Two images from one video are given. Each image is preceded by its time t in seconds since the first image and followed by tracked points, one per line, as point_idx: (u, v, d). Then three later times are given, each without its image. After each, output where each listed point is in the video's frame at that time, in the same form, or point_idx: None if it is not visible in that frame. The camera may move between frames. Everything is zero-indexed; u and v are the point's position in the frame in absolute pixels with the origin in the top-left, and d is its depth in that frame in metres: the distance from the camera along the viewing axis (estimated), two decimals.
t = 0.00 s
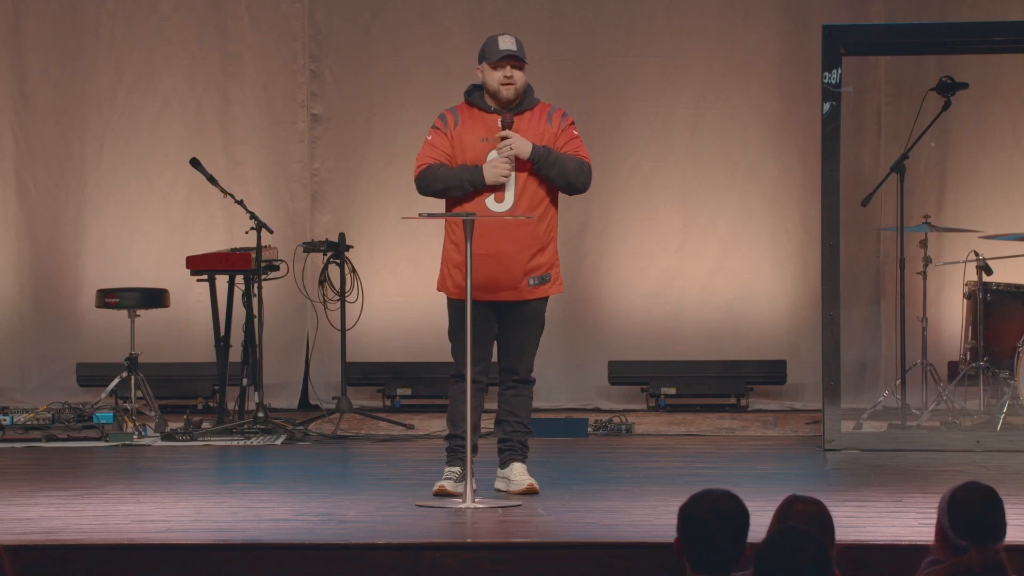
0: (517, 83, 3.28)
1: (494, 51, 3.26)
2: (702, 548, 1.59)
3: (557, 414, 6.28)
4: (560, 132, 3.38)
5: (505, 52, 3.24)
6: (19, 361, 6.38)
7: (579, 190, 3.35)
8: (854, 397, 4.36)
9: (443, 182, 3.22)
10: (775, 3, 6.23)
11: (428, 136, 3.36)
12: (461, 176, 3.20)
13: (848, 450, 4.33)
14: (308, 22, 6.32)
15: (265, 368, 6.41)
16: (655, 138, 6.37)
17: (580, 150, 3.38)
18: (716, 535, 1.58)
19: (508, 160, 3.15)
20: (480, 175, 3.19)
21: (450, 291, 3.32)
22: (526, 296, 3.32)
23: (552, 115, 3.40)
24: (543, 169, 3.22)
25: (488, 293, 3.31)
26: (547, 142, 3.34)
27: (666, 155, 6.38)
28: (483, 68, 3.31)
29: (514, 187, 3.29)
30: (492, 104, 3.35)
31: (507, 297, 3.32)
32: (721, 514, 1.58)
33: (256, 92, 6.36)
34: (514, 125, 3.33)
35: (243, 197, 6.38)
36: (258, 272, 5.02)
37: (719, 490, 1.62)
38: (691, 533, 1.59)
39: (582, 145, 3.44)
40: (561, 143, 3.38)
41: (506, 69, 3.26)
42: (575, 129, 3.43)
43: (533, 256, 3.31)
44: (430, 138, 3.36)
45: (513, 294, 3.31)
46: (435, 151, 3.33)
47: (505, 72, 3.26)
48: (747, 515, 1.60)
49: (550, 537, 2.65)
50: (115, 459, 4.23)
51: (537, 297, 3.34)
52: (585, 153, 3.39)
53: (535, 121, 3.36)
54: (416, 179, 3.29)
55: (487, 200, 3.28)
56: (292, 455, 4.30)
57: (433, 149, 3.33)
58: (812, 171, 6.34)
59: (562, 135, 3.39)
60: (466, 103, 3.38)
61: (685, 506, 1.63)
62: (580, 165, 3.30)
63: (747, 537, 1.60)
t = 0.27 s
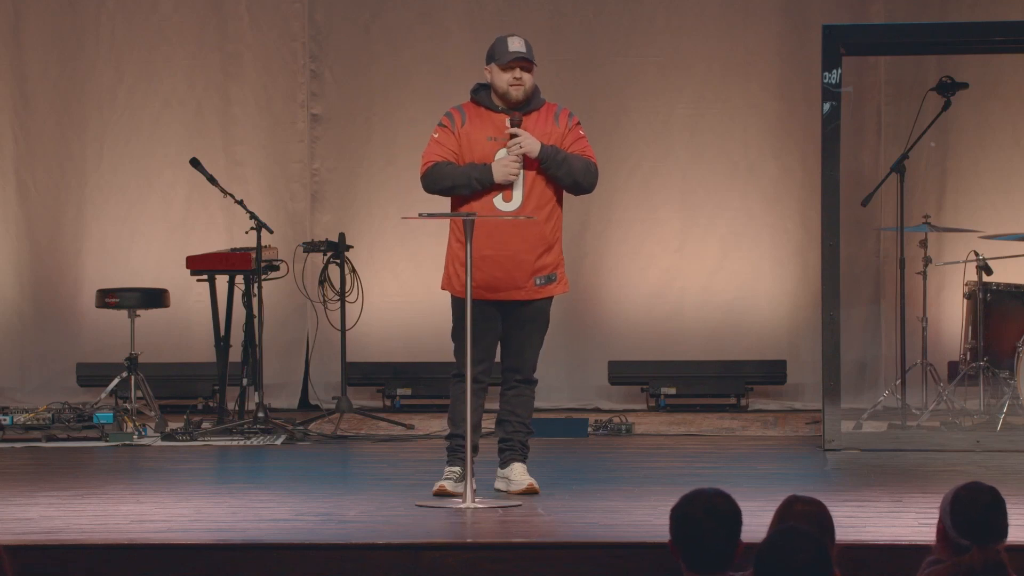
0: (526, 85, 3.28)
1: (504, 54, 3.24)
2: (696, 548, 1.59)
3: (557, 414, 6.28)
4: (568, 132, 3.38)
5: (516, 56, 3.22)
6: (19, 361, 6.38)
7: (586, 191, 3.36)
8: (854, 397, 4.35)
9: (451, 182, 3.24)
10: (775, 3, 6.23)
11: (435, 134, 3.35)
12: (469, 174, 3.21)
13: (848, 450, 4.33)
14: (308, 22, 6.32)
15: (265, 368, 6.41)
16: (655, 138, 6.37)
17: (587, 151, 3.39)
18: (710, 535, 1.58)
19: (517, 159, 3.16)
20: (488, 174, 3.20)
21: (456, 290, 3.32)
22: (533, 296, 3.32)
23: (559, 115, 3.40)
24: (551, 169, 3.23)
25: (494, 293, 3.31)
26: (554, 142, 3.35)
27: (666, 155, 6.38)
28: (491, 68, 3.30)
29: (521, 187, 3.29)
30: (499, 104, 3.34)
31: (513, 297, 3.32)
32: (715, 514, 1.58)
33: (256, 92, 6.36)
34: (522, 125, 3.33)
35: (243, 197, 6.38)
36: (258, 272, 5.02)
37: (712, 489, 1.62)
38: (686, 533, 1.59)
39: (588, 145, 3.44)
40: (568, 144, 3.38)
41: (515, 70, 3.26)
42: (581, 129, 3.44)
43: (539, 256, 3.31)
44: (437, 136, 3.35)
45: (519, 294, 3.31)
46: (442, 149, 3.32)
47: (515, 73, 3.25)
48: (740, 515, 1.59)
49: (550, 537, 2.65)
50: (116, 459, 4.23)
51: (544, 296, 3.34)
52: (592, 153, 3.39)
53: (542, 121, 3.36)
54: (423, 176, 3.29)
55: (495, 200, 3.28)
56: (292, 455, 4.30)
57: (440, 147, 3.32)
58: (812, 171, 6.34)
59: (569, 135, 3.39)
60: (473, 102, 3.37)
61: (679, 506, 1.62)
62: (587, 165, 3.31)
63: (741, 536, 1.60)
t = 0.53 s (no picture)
0: (529, 82, 3.28)
1: (505, 52, 3.25)
2: (699, 548, 1.59)
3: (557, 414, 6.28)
4: (572, 136, 3.39)
5: (517, 52, 3.24)
6: (19, 361, 6.39)
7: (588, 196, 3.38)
8: (854, 397, 4.35)
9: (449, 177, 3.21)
10: (775, 3, 6.23)
11: (439, 133, 3.33)
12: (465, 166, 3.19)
13: (847, 450, 4.33)
14: (308, 22, 6.33)
15: (265, 369, 6.41)
16: (655, 138, 6.37)
17: (590, 156, 3.41)
18: (714, 536, 1.58)
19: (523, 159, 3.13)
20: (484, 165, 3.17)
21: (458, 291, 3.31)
22: (534, 299, 3.32)
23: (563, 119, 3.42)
24: (557, 170, 3.25)
25: (496, 295, 3.31)
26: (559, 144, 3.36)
27: (666, 155, 6.38)
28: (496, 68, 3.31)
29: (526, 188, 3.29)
30: (504, 104, 3.35)
31: (515, 299, 3.31)
32: (720, 514, 1.58)
33: (256, 92, 6.36)
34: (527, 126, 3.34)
35: (243, 197, 6.39)
36: (258, 272, 5.02)
37: (718, 490, 1.62)
38: (690, 532, 1.58)
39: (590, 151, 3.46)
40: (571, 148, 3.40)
41: (517, 68, 3.26)
42: (585, 136, 3.45)
43: (543, 259, 3.31)
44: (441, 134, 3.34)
45: (521, 297, 3.31)
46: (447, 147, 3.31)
47: (517, 70, 3.26)
48: (745, 515, 1.59)
49: (549, 537, 2.65)
50: (116, 459, 4.23)
51: (545, 300, 3.35)
52: (594, 159, 3.41)
53: (547, 123, 3.37)
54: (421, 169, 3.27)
55: (499, 201, 3.28)
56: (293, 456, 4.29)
57: (445, 145, 3.30)
58: (812, 171, 6.34)
59: (573, 139, 3.40)
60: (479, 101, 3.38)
61: (683, 506, 1.62)
62: (591, 170, 3.33)
63: (746, 538, 1.60)
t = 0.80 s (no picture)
0: (528, 82, 3.29)
1: (505, 51, 3.26)
2: (702, 547, 1.58)
3: (557, 414, 6.28)
4: (571, 138, 3.38)
5: (516, 52, 3.24)
6: (19, 361, 6.38)
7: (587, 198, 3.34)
8: (854, 397, 4.35)
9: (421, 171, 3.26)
10: (775, 3, 6.23)
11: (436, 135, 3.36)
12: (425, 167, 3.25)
13: (848, 450, 4.32)
14: (308, 22, 6.32)
15: (265, 369, 6.41)
16: (655, 138, 6.37)
17: (590, 157, 3.38)
18: (719, 536, 1.57)
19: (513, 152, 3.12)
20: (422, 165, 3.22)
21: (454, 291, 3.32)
22: (529, 300, 3.32)
23: (564, 121, 3.40)
24: (554, 172, 3.21)
25: (491, 295, 3.31)
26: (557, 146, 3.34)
27: (666, 156, 6.38)
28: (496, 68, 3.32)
29: (523, 190, 3.29)
30: (504, 105, 3.35)
31: (510, 300, 3.32)
32: (725, 515, 1.57)
33: (256, 92, 6.36)
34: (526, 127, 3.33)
35: (243, 197, 6.38)
36: (258, 272, 5.02)
37: (723, 491, 1.61)
38: (693, 532, 1.58)
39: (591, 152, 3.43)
40: (571, 149, 3.37)
41: (517, 69, 3.27)
42: (586, 137, 3.43)
43: (538, 260, 3.31)
44: (438, 136, 3.37)
45: (516, 297, 3.31)
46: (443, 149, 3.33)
47: (516, 71, 3.27)
48: (750, 516, 1.58)
49: (548, 537, 2.65)
50: (116, 459, 4.23)
51: (540, 301, 3.34)
52: (594, 161, 3.38)
53: (546, 125, 3.36)
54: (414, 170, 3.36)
55: (495, 202, 3.29)
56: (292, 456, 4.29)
57: (440, 147, 3.33)
58: (812, 171, 6.34)
59: (573, 141, 3.39)
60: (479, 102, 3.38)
61: (688, 506, 1.61)
62: (589, 172, 3.29)
63: (750, 540, 1.59)
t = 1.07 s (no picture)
0: (518, 81, 3.27)
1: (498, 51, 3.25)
2: (702, 547, 1.58)
3: (557, 414, 6.28)
4: (563, 137, 3.35)
5: (506, 52, 3.23)
6: (19, 361, 6.38)
7: (580, 196, 3.31)
8: (854, 397, 4.35)
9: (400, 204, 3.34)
10: (775, 3, 6.23)
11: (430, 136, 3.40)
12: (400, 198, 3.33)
13: (848, 450, 4.32)
14: (308, 22, 6.32)
15: (265, 369, 6.41)
16: (655, 138, 6.37)
17: (583, 156, 3.34)
18: (719, 536, 1.57)
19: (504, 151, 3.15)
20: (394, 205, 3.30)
21: (446, 290, 3.33)
22: (521, 299, 3.32)
23: (558, 119, 3.37)
24: (542, 170, 3.20)
25: (483, 294, 3.32)
26: (549, 144, 3.32)
27: (666, 156, 6.38)
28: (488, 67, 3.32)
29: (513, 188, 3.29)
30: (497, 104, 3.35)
31: (502, 299, 3.32)
32: (726, 515, 1.57)
33: (256, 92, 6.36)
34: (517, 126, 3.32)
35: (243, 197, 6.38)
36: (258, 272, 5.02)
37: (724, 492, 1.61)
38: (693, 532, 1.57)
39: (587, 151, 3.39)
40: (563, 147, 3.34)
41: (507, 67, 3.26)
42: (581, 136, 3.39)
43: (529, 259, 3.30)
44: (433, 137, 3.40)
45: (507, 296, 3.31)
46: (435, 150, 3.37)
47: (505, 70, 3.26)
48: (751, 516, 1.58)
49: (548, 537, 2.65)
50: (116, 459, 4.23)
51: (533, 300, 3.34)
52: (588, 159, 3.34)
53: (537, 123, 3.34)
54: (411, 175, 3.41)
55: (485, 201, 3.30)
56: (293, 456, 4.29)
57: (433, 149, 3.37)
58: (812, 171, 6.34)
59: (565, 139, 3.36)
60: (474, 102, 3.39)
61: (689, 506, 1.61)
62: (580, 171, 3.26)
63: (751, 540, 1.59)
